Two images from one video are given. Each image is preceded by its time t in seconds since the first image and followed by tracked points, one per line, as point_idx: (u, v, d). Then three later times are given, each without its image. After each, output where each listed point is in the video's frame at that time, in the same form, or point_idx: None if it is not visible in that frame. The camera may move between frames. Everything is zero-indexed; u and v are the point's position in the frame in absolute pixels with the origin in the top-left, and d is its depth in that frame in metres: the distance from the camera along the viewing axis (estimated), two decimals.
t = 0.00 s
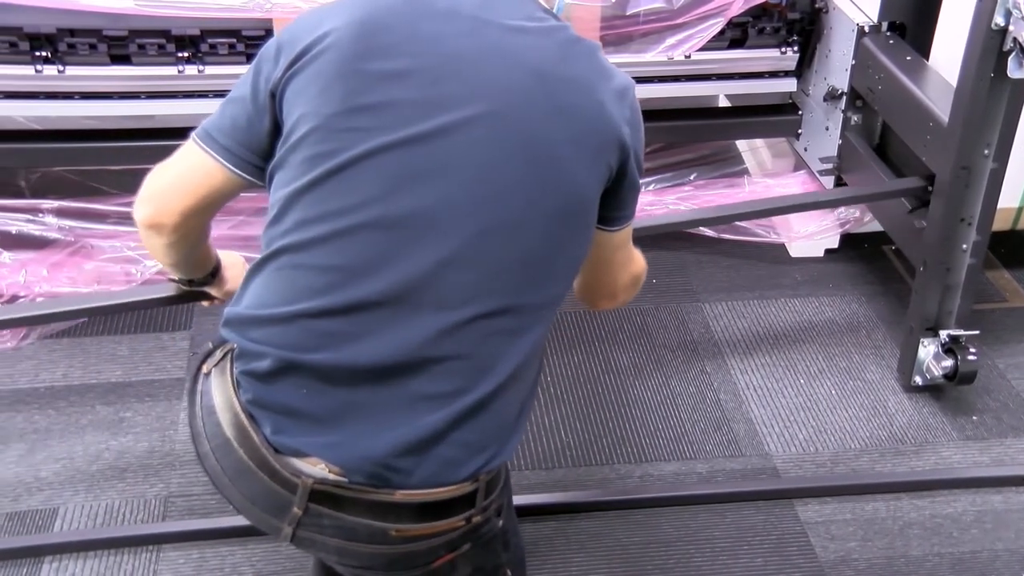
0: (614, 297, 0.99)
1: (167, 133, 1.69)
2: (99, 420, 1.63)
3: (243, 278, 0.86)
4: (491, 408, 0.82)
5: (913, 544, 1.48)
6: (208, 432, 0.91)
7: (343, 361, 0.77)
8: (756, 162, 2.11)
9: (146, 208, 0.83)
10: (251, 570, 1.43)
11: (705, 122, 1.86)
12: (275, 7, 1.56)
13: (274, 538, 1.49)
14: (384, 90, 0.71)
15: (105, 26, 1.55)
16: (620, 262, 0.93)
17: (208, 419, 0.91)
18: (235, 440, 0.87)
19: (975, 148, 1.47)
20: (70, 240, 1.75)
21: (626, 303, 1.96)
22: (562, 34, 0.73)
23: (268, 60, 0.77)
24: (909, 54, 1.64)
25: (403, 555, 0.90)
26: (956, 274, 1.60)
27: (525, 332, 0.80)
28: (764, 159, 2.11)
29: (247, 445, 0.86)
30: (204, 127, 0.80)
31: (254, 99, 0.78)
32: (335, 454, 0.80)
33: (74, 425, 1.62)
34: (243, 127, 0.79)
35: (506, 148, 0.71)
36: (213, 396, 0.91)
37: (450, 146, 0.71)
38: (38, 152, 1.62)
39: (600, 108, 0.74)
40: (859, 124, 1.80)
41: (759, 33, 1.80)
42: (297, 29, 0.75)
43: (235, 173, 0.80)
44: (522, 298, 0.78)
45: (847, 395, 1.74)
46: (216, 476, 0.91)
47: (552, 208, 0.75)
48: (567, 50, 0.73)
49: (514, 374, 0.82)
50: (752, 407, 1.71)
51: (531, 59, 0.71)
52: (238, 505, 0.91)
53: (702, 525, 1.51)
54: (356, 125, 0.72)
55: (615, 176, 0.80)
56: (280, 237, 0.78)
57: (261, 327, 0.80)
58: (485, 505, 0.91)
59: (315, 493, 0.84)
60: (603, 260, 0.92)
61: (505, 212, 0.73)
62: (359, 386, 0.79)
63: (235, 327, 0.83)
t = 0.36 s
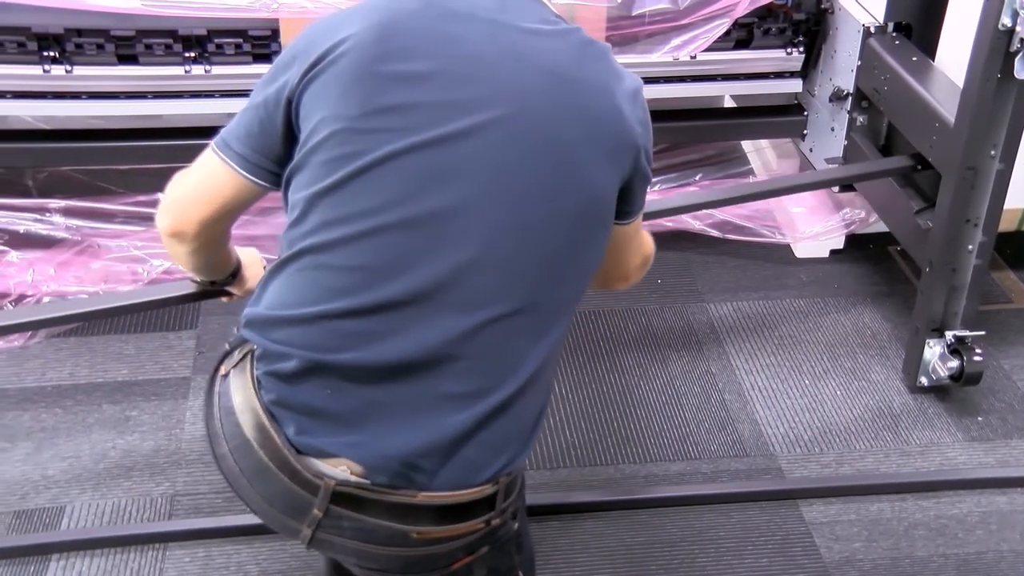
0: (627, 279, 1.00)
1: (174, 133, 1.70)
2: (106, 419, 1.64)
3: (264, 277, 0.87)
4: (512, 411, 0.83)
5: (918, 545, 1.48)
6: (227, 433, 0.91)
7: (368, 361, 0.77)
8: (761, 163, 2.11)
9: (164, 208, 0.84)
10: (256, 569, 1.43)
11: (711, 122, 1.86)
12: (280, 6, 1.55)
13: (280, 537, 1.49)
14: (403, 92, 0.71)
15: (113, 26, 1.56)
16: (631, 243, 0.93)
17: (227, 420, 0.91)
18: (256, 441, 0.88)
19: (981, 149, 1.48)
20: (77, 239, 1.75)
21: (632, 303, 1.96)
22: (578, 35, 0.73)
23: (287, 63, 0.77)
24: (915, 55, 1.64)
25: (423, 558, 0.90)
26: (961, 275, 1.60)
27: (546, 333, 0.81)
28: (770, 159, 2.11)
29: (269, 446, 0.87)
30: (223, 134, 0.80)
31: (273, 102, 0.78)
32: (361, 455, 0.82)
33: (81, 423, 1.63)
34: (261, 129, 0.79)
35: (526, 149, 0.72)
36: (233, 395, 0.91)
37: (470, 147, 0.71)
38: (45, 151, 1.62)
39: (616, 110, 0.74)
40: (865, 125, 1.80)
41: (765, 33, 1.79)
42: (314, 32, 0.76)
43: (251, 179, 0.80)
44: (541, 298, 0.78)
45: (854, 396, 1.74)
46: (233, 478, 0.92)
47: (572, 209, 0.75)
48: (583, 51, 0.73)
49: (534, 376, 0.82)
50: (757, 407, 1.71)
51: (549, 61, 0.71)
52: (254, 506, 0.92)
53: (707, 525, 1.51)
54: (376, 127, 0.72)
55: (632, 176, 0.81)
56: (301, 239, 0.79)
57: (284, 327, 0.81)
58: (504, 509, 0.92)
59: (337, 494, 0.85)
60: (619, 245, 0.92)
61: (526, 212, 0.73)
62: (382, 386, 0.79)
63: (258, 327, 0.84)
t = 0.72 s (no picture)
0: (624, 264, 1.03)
1: (186, 133, 1.71)
2: (119, 416, 1.66)
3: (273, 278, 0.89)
4: (520, 407, 0.85)
5: (922, 545, 1.50)
6: (238, 431, 0.93)
7: (380, 358, 0.79)
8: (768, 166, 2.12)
9: (182, 204, 0.89)
10: (266, 566, 1.46)
11: (717, 125, 1.87)
12: (291, 9, 1.56)
13: (291, 533, 1.51)
14: (410, 95, 0.73)
15: (127, 29, 1.58)
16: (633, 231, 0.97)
17: (239, 419, 0.93)
18: (266, 439, 0.90)
19: (987, 151, 1.49)
20: (91, 239, 1.77)
21: (639, 304, 1.98)
22: (576, 36, 0.76)
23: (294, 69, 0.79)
24: (921, 58, 1.65)
25: (433, 555, 0.92)
26: (966, 277, 1.61)
27: (551, 330, 0.83)
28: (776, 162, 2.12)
29: (279, 445, 0.88)
30: (238, 138, 0.83)
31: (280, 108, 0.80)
32: (374, 452, 0.83)
33: (95, 421, 1.65)
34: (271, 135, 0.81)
35: (531, 148, 0.74)
36: (244, 394, 0.93)
37: (477, 147, 0.73)
38: (60, 152, 1.64)
39: (614, 108, 0.77)
40: (871, 127, 1.81)
41: (771, 37, 1.82)
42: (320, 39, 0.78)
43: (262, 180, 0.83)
44: (548, 294, 0.80)
45: (858, 396, 1.75)
46: (246, 475, 0.94)
47: (575, 207, 0.77)
48: (581, 51, 0.75)
49: (541, 372, 0.84)
50: (762, 407, 1.73)
51: (550, 61, 0.73)
52: (266, 503, 0.93)
53: (712, 523, 1.53)
54: (384, 129, 0.74)
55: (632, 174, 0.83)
56: (311, 240, 0.80)
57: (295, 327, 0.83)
58: (512, 506, 0.93)
59: (346, 492, 0.86)
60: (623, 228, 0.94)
61: (533, 211, 0.75)
62: (393, 384, 0.81)
63: (269, 327, 0.86)
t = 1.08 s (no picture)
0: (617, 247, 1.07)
1: (201, 135, 1.74)
2: (135, 413, 1.69)
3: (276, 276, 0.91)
4: (520, 396, 0.88)
5: (925, 543, 1.53)
6: (247, 426, 0.96)
7: (384, 350, 0.81)
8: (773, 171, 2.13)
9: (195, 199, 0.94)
10: (279, 560, 1.51)
11: (723, 128, 1.89)
12: (306, 13, 1.58)
13: (303, 528, 1.54)
14: (409, 92, 0.76)
15: (143, 33, 1.61)
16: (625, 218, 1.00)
17: (247, 414, 0.96)
18: (274, 433, 0.92)
19: (989, 154, 1.52)
20: (108, 239, 1.77)
21: (645, 304, 2.01)
22: (562, 35, 0.80)
23: (294, 72, 0.83)
24: (925, 63, 1.67)
25: (441, 542, 0.95)
26: (969, 279, 1.63)
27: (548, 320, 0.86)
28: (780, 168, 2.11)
29: (286, 437, 0.91)
30: (243, 135, 0.88)
31: (282, 110, 0.84)
32: (380, 442, 0.86)
33: (110, 417, 1.68)
34: (274, 134, 0.85)
35: (523, 141, 0.77)
36: (251, 389, 0.95)
37: (471, 142, 0.76)
38: (76, 153, 1.66)
39: (601, 102, 0.81)
40: (875, 131, 1.83)
41: (777, 41, 1.84)
42: (319, 43, 0.81)
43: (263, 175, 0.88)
44: (543, 285, 0.83)
45: (861, 395, 1.78)
46: (254, 469, 0.96)
47: (569, 199, 0.80)
48: (568, 48, 0.79)
49: (538, 361, 0.87)
50: (766, 406, 1.75)
51: (540, 58, 0.77)
52: (274, 498, 0.96)
53: (717, 521, 1.56)
54: (384, 126, 0.77)
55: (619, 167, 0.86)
56: (314, 237, 0.83)
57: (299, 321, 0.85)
58: (516, 493, 0.96)
59: (353, 481, 0.88)
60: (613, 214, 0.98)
61: (528, 203, 0.78)
62: (397, 375, 0.83)
63: (274, 323, 0.88)
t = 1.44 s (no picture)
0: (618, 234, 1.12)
1: (218, 139, 1.79)
2: (154, 409, 1.74)
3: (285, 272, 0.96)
4: (520, 382, 0.92)
5: (924, 539, 1.57)
6: (258, 418, 1.00)
7: (388, 339, 0.85)
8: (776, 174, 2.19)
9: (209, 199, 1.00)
10: (293, 553, 1.55)
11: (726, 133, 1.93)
12: (322, 20, 1.64)
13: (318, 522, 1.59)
14: (406, 91, 0.80)
15: (164, 39, 1.65)
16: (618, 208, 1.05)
17: (257, 406, 1.00)
18: (282, 424, 0.96)
19: (988, 159, 1.55)
20: (128, 239, 1.82)
21: (650, 305, 2.05)
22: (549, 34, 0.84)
23: (297, 77, 0.87)
24: (925, 70, 1.71)
25: (448, 526, 0.98)
26: (968, 281, 1.67)
27: (547, 307, 0.90)
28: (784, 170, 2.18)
29: (294, 428, 0.95)
30: (252, 138, 0.94)
31: (287, 114, 0.89)
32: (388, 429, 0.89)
33: (131, 413, 1.73)
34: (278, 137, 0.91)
35: (516, 136, 0.81)
36: (260, 382, 1.00)
37: (466, 138, 0.80)
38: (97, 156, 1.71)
39: (590, 97, 0.85)
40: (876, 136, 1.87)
41: (780, 48, 1.86)
42: (320, 48, 0.86)
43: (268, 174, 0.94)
44: (539, 274, 0.87)
45: (862, 395, 1.81)
46: (266, 460, 1.01)
47: (563, 190, 0.85)
48: (556, 46, 0.84)
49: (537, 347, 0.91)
50: (768, 405, 1.79)
51: (529, 56, 0.82)
52: (285, 488, 1.00)
53: (721, 517, 1.60)
54: (383, 123, 0.81)
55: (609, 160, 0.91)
56: (321, 233, 0.87)
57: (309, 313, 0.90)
58: (519, 478, 1.00)
59: (360, 469, 0.92)
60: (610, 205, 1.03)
61: (525, 195, 0.83)
62: (401, 363, 0.87)
63: (283, 317, 0.93)
